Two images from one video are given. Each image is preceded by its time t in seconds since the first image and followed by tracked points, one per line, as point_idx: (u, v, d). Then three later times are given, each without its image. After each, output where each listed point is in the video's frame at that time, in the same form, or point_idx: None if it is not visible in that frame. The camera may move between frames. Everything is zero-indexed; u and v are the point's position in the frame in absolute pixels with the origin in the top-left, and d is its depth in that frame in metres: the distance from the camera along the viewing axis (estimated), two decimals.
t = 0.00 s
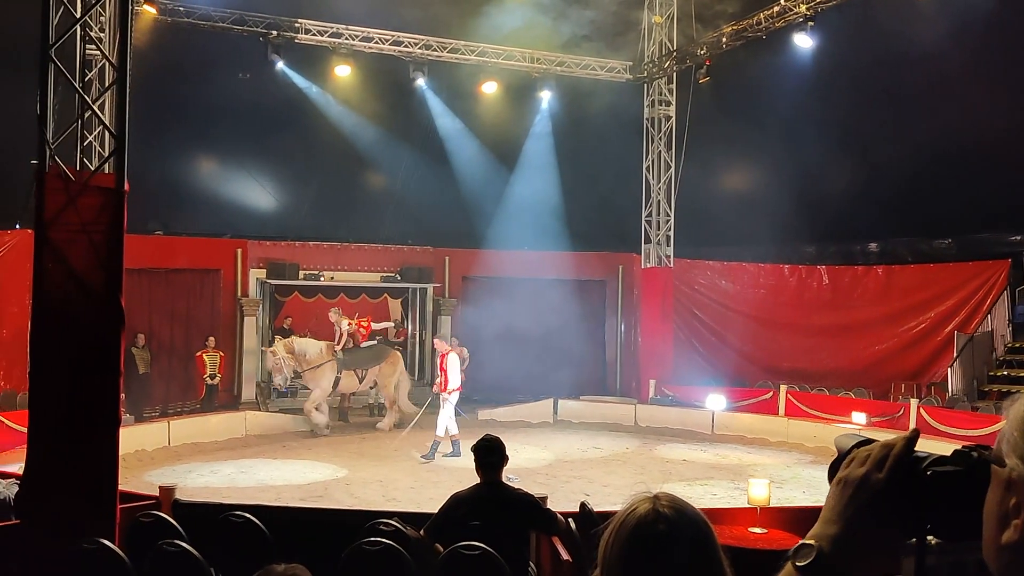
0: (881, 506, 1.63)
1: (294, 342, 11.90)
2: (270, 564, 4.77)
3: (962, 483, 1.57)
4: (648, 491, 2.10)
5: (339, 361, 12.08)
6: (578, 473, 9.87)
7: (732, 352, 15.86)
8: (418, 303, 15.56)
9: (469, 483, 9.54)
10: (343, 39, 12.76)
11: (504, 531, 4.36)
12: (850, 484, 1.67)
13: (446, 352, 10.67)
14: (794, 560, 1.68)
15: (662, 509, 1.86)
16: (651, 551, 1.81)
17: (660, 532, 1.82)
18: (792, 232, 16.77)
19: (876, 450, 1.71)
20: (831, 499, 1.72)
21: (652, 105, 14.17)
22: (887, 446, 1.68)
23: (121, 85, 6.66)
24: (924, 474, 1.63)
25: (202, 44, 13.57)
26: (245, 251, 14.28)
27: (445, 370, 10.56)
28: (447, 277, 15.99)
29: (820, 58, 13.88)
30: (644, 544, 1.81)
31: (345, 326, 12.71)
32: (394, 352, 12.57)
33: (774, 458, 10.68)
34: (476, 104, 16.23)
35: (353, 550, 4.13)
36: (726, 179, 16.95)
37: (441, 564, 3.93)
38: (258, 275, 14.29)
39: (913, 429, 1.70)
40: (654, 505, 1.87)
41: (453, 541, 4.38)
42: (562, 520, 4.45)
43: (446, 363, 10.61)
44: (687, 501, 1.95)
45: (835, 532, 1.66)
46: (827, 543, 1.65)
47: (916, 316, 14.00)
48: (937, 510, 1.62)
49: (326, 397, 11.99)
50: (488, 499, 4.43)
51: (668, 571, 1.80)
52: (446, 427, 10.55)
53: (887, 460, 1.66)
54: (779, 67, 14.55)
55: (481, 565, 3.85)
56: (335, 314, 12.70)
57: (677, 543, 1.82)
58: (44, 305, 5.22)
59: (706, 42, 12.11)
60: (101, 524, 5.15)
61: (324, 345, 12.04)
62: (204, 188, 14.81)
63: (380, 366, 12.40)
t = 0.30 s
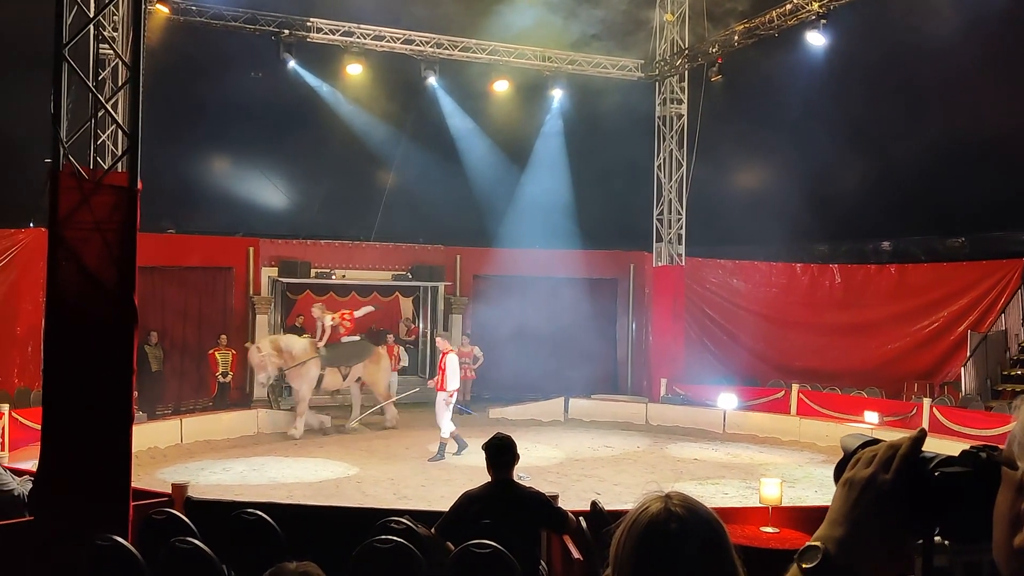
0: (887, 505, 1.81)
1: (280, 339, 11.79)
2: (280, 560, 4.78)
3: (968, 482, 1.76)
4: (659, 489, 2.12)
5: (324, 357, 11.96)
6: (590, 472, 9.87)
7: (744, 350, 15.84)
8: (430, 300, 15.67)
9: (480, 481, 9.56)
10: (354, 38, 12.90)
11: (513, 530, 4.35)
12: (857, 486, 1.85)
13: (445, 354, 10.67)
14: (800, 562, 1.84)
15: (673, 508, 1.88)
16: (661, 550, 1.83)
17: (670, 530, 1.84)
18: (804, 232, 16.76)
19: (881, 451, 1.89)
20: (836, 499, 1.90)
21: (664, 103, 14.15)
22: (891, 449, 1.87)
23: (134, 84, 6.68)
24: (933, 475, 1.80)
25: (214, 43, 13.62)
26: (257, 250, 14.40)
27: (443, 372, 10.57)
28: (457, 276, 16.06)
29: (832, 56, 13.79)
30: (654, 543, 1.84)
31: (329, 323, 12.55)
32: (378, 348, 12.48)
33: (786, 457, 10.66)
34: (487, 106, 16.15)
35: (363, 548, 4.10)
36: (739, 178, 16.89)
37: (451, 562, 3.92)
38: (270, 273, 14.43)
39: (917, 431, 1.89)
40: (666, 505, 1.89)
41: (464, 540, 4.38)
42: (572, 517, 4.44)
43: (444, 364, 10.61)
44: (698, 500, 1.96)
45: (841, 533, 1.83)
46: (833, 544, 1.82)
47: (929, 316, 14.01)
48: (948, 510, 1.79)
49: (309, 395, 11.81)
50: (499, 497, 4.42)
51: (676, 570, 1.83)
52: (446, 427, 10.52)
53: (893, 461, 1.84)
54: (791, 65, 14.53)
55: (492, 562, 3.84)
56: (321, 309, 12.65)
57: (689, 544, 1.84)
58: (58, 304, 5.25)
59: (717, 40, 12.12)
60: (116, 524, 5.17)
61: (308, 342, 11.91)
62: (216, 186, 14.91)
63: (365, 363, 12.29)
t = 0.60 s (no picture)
0: (889, 503, 1.88)
1: (258, 337, 11.44)
2: (287, 559, 4.78)
3: (972, 482, 1.79)
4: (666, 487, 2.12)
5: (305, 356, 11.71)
6: (596, 470, 9.85)
7: (752, 348, 15.74)
8: (438, 299, 15.45)
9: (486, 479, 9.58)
10: (361, 36, 12.86)
11: (522, 529, 4.35)
12: (859, 485, 1.93)
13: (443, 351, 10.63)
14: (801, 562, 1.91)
15: (681, 506, 1.88)
16: (669, 548, 1.84)
17: (679, 528, 1.85)
18: (812, 229, 16.73)
19: (884, 452, 1.96)
20: (837, 499, 1.98)
21: (672, 100, 14.12)
22: (897, 448, 1.95)
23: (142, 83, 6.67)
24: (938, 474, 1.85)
25: (222, 42, 13.65)
26: (264, 248, 14.40)
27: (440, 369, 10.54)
28: (465, 274, 16.06)
29: (840, 54, 13.74)
30: (662, 541, 1.84)
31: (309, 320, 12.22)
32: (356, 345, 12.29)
33: (793, 456, 10.64)
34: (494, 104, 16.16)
35: (369, 547, 4.09)
36: (746, 175, 16.86)
37: (458, 561, 3.91)
38: (277, 271, 14.48)
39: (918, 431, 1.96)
40: (674, 503, 1.89)
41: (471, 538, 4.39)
42: (579, 516, 4.43)
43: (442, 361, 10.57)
44: (706, 498, 1.96)
45: (842, 535, 1.91)
46: (835, 544, 1.89)
47: (938, 314, 14.06)
48: (950, 510, 1.83)
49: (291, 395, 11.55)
50: (507, 496, 4.42)
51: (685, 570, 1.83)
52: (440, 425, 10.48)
53: (895, 461, 1.91)
54: (799, 62, 14.46)
55: (499, 560, 3.84)
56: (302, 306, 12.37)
57: (696, 543, 1.84)
58: (68, 303, 5.28)
59: (726, 37, 12.06)
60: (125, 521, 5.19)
61: (288, 340, 11.62)
62: (224, 184, 14.93)
63: (344, 362, 12.04)
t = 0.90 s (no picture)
0: (888, 503, 1.90)
1: (235, 336, 11.11)
2: (291, 556, 4.78)
3: (971, 479, 1.87)
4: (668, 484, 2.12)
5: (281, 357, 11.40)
6: (600, 468, 9.85)
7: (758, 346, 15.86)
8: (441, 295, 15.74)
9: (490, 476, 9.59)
10: (365, 34, 12.99)
11: (528, 527, 4.36)
12: (857, 484, 1.93)
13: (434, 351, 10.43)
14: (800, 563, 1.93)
15: (684, 503, 1.88)
16: (671, 546, 1.84)
17: (681, 527, 1.85)
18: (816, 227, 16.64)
19: (880, 452, 1.97)
20: (834, 498, 1.98)
21: (676, 98, 14.09)
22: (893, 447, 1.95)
23: (145, 82, 6.64)
24: (938, 473, 1.89)
25: (227, 39, 13.72)
26: (268, 246, 14.49)
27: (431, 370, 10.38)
28: (468, 272, 16.19)
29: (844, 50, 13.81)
30: (665, 539, 1.85)
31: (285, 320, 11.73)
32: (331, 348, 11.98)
33: (796, 454, 10.65)
34: (499, 102, 16.22)
35: (374, 543, 4.09)
36: (751, 173, 16.81)
37: (462, 559, 3.91)
38: (281, 269, 14.52)
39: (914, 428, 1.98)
40: (676, 500, 1.89)
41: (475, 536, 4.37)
42: (583, 514, 4.42)
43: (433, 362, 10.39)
44: (709, 496, 1.96)
45: (839, 536, 1.91)
46: (831, 546, 1.90)
47: (942, 311, 14.08)
48: (949, 509, 1.89)
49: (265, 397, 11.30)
50: (513, 493, 4.42)
51: (686, 568, 1.83)
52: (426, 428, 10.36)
53: (893, 460, 1.93)
54: (804, 60, 14.51)
55: (503, 559, 3.83)
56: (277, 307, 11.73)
57: (698, 541, 1.84)
58: (74, 301, 5.28)
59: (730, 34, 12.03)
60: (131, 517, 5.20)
61: (265, 340, 11.33)
62: (227, 182, 14.91)
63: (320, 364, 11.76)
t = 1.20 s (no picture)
0: (885, 506, 1.84)
1: (208, 337, 10.72)
2: (294, 555, 4.78)
3: (969, 479, 1.80)
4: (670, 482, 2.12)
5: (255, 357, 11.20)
6: (601, 466, 9.84)
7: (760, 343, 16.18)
8: (444, 293, 15.85)
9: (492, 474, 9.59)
10: (368, 32, 12.89)
11: (529, 525, 4.37)
12: (853, 488, 1.89)
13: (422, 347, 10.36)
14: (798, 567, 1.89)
15: (685, 501, 1.88)
16: (672, 544, 1.84)
17: (683, 524, 1.84)
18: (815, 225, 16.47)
19: (876, 453, 1.91)
20: (830, 501, 1.95)
21: (679, 96, 14.07)
22: (887, 449, 1.89)
23: (147, 79, 6.63)
24: (935, 473, 1.83)
25: (230, 36, 13.76)
26: (271, 244, 14.46)
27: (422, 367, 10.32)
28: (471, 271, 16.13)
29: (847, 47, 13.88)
30: (667, 538, 1.84)
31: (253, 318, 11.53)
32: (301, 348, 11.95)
33: (798, 451, 10.64)
34: (501, 99, 16.26)
35: (376, 541, 4.07)
36: (754, 171, 16.78)
37: (465, 555, 3.91)
38: (284, 267, 14.54)
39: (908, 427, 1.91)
40: (677, 497, 1.89)
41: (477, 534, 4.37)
42: (585, 511, 4.42)
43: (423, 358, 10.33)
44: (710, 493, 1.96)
45: (837, 540, 1.88)
46: (829, 550, 1.87)
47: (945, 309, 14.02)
48: (947, 511, 1.83)
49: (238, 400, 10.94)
50: (514, 491, 4.41)
51: (689, 566, 1.83)
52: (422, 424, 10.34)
53: (889, 463, 1.87)
54: (810, 56, 14.69)
55: (505, 556, 3.82)
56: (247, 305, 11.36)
57: (700, 538, 1.84)
58: (77, 298, 5.28)
59: (732, 32, 12.00)
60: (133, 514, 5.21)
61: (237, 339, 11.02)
62: (229, 180, 14.91)
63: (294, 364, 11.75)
